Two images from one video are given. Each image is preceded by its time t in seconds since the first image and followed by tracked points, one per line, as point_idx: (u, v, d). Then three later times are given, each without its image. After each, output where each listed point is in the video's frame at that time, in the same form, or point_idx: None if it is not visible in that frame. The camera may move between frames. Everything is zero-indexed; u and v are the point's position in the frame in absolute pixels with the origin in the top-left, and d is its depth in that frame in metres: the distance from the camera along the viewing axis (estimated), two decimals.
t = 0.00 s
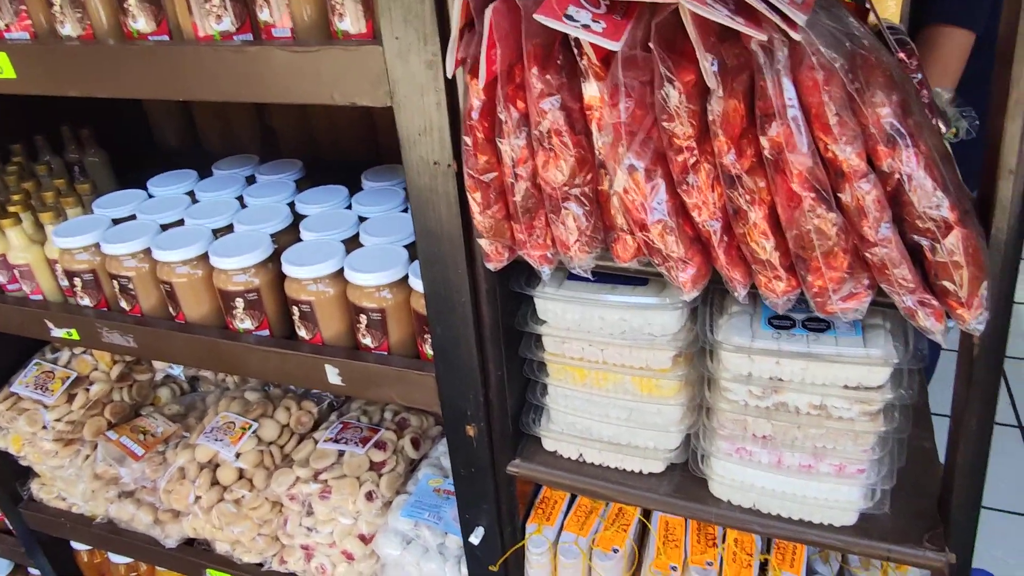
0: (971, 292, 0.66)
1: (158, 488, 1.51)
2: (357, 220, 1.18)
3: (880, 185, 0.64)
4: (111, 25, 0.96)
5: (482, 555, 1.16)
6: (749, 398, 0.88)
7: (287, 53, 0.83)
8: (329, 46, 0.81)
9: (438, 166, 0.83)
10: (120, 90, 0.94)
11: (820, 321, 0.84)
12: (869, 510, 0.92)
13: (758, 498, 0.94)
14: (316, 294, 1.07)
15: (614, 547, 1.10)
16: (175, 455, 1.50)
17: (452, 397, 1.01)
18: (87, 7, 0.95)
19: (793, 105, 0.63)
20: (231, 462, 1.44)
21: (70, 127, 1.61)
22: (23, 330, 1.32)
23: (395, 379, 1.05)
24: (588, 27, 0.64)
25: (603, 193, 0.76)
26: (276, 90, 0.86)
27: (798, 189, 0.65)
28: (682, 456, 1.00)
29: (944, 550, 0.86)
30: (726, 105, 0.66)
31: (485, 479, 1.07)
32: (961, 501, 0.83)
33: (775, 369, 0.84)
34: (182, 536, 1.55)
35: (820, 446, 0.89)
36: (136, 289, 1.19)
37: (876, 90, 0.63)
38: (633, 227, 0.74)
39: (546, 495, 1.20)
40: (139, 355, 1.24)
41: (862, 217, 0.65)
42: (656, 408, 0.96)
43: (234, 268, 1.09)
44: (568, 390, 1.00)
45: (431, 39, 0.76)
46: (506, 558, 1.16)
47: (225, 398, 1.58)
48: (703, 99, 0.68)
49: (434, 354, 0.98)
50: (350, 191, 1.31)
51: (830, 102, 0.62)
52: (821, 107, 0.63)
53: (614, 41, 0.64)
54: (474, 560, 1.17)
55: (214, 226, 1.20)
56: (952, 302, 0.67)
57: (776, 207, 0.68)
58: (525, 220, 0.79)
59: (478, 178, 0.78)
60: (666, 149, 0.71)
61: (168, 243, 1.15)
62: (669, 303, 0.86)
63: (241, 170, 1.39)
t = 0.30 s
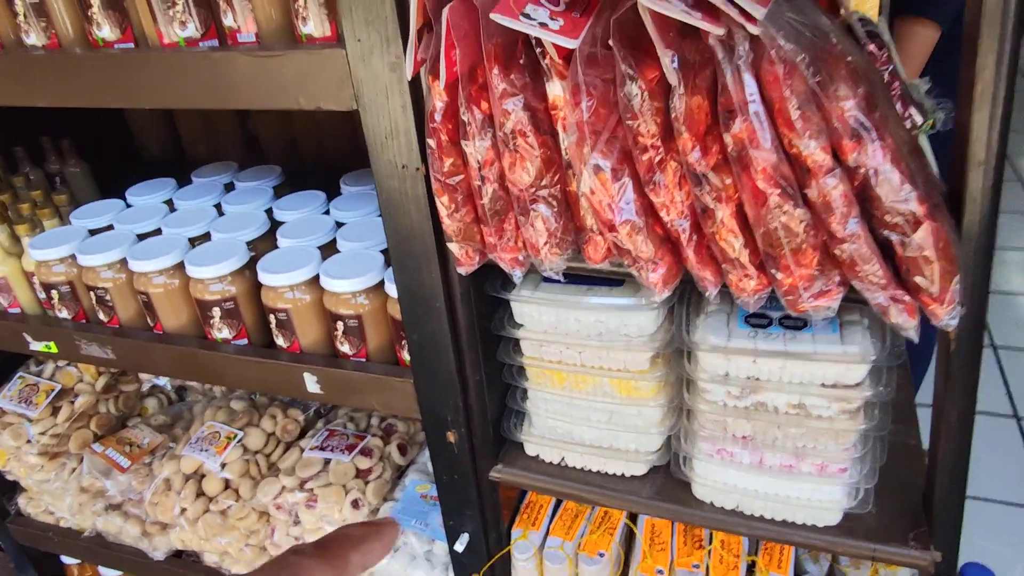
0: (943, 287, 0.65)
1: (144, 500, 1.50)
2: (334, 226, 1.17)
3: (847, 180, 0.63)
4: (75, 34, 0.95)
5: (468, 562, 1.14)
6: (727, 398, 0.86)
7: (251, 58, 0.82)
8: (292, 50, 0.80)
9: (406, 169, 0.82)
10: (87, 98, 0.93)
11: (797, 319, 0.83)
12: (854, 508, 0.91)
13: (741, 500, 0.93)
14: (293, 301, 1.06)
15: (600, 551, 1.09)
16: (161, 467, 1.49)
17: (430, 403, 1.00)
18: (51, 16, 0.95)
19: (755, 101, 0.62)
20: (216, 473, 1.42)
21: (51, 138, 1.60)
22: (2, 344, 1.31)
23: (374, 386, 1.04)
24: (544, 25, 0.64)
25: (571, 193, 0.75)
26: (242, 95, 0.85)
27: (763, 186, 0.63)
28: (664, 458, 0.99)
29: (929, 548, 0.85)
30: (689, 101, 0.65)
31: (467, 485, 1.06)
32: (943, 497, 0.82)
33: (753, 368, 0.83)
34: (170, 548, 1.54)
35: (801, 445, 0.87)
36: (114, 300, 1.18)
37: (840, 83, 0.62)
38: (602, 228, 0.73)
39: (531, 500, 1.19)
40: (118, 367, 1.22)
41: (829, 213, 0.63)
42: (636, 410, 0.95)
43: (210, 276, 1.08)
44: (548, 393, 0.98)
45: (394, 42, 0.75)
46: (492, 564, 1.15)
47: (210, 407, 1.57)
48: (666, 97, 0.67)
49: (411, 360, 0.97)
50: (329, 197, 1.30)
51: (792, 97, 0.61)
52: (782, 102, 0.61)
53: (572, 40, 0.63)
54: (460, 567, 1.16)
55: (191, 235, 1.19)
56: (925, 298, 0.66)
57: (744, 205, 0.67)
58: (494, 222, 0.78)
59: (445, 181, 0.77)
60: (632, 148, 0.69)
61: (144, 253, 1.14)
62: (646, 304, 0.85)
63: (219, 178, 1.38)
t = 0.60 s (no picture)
0: None
1: (166, 518, 1.46)
2: (359, 235, 1.12)
3: (929, 182, 0.58)
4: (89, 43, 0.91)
5: None
6: (786, 412, 0.82)
7: (275, 63, 0.78)
8: (320, 54, 0.75)
9: (442, 177, 0.78)
10: (100, 110, 0.89)
11: (859, 328, 0.78)
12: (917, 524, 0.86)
13: (797, 516, 0.88)
14: (320, 315, 1.01)
15: (645, 570, 1.04)
16: (182, 484, 1.45)
17: (467, 419, 0.96)
18: (64, 24, 0.91)
19: (830, 98, 0.57)
20: (240, 490, 1.38)
21: (61, 149, 1.56)
22: (18, 363, 1.27)
23: (407, 403, 0.99)
24: (599, 21, 0.59)
25: (621, 199, 0.70)
26: (266, 103, 0.80)
27: (838, 189, 0.59)
28: (713, 474, 0.94)
29: (1003, 566, 0.80)
30: (755, 100, 0.60)
31: (506, 503, 1.02)
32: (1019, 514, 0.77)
33: (814, 380, 0.78)
34: (193, 567, 1.50)
35: (864, 461, 0.82)
36: (132, 316, 1.14)
37: (921, 77, 0.57)
38: (657, 236, 0.69)
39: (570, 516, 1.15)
40: (138, 385, 1.18)
41: (910, 217, 0.59)
42: (685, 424, 0.91)
43: (233, 290, 1.04)
44: (590, 407, 0.94)
45: (429, 43, 0.70)
46: None
47: (231, 421, 1.53)
48: (728, 95, 0.62)
49: (447, 375, 0.93)
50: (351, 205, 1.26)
51: (872, 92, 0.56)
52: (861, 98, 0.57)
53: (630, 35, 0.58)
54: None
55: (211, 247, 1.15)
56: (1012, 305, 0.61)
57: (814, 210, 0.62)
58: (538, 232, 0.73)
59: (487, 190, 0.72)
60: (689, 150, 0.64)
61: (163, 268, 1.10)
62: (694, 313, 0.81)
63: (237, 187, 1.34)
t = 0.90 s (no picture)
0: None
1: (182, 522, 1.45)
2: (372, 232, 1.11)
3: (971, 161, 0.56)
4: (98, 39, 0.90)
5: None
6: (816, 405, 0.79)
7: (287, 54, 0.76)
8: (333, 43, 0.74)
9: (458, 168, 0.76)
10: (111, 106, 0.87)
11: (892, 318, 0.75)
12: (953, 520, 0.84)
13: (828, 513, 0.86)
14: (335, 313, 0.99)
15: (669, 569, 1.01)
16: (197, 487, 1.44)
17: (485, 418, 0.94)
18: (72, 20, 0.89)
19: (868, 74, 0.55)
20: (255, 492, 1.36)
21: (73, 151, 1.55)
22: (31, 367, 1.26)
23: (424, 402, 0.97)
24: None
25: (645, 187, 0.68)
26: (279, 96, 0.79)
27: (875, 170, 0.57)
28: (740, 470, 0.92)
29: None
30: (786, 79, 0.58)
31: (526, 503, 1.00)
32: None
33: (845, 372, 0.75)
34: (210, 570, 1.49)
35: (897, 455, 0.79)
36: (145, 317, 1.13)
37: (962, 51, 0.56)
38: (682, 224, 0.66)
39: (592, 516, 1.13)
40: (152, 387, 1.17)
41: (951, 199, 0.56)
42: (710, 419, 0.88)
43: (246, 290, 1.02)
44: (612, 404, 0.91)
45: (444, 28, 0.68)
46: None
47: (246, 423, 1.52)
48: (757, 75, 0.60)
49: (465, 372, 0.91)
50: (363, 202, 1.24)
51: (912, 67, 0.55)
52: (900, 74, 0.55)
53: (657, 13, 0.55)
54: None
55: (224, 246, 1.14)
56: None
57: (848, 193, 0.60)
58: (558, 222, 0.71)
59: (505, 179, 0.70)
60: (717, 135, 0.63)
61: (176, 268, 1.08)
62: (720, 306, 0.78)
63: (248, 186, 1.33)
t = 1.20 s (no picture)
0: None
1: (194, 530, 1.44)
2: (381, 236, 1.09)
3: (1002, 155, 0.54)
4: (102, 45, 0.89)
5: None
6: (838, 409, 0.77)
7: (292, 57, 0.74)
8: (338, 44, 0.72)
9: (468, 170, 0.74)
10: (115, 113, 0.86)
11: (916, 318, 0.73)
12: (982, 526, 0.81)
13: (851, 520, 0.83)
14: (344, 319, 0.98)
15: None
16: (209, 495, 1.43)
17: (498, 424, 0.92)
18: (76, 26, 0.88)
19: (893, 67, 0.53)
20: (267, 500, 1.35)
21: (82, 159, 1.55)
22: (41, 376, 1.25)
23: (436, 408, 0.95)
24: None
25: (660, 187, 0.66)
26: (285, 99, 0.77)
27: (900, 166, 0.55)
28: (760, 476, 0.90)
29: None
30: (807, 73, 0.56)
31: (541, 510, 0.98)
32: None
33: (869, 375, 0.73)
34: None
35: (922, 459, 0.77)
36: (154, 325, 1.12)
37: (991, 41, 0.53)
38: (699, 225, 0.65)
39: (607, 521, 1.12)
40: (162, 395, 1.16)
41: (981, 195, 0.54)
42: (728, 424, 0.86)
43: (255, 296, 1.01)
44: (627, 409, 0.90)
45: (452, 27, 0.67)
46: None
47: (257, 429, 1.51)
48: (776, 70, 0.58)
49: (477, 378, 0.89)
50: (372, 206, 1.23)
51: (939, 59, 0.53)
52: (926, 66, 0.53)
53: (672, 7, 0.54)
54: None
55: (233, 253, 1.12)
56: None
57: (872, 191, 0.58)
58: (571, 224, 0.69)
59: (516, 181, 0.68)
60: (734, 132, 0.61)
61: (184, 275, 1.07)
62: (738, 308, 0.76)
63: (256, 191, 1.32)
